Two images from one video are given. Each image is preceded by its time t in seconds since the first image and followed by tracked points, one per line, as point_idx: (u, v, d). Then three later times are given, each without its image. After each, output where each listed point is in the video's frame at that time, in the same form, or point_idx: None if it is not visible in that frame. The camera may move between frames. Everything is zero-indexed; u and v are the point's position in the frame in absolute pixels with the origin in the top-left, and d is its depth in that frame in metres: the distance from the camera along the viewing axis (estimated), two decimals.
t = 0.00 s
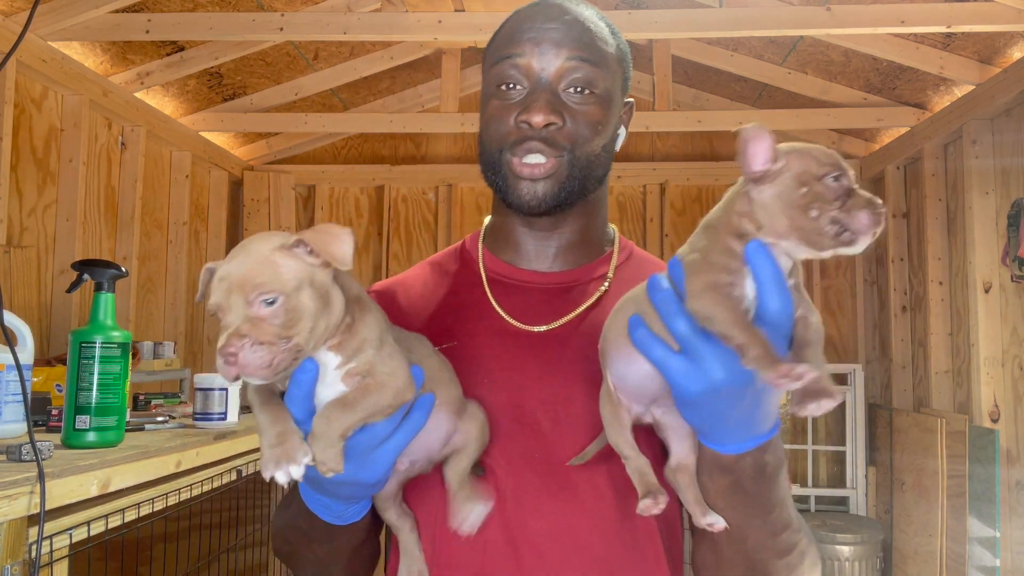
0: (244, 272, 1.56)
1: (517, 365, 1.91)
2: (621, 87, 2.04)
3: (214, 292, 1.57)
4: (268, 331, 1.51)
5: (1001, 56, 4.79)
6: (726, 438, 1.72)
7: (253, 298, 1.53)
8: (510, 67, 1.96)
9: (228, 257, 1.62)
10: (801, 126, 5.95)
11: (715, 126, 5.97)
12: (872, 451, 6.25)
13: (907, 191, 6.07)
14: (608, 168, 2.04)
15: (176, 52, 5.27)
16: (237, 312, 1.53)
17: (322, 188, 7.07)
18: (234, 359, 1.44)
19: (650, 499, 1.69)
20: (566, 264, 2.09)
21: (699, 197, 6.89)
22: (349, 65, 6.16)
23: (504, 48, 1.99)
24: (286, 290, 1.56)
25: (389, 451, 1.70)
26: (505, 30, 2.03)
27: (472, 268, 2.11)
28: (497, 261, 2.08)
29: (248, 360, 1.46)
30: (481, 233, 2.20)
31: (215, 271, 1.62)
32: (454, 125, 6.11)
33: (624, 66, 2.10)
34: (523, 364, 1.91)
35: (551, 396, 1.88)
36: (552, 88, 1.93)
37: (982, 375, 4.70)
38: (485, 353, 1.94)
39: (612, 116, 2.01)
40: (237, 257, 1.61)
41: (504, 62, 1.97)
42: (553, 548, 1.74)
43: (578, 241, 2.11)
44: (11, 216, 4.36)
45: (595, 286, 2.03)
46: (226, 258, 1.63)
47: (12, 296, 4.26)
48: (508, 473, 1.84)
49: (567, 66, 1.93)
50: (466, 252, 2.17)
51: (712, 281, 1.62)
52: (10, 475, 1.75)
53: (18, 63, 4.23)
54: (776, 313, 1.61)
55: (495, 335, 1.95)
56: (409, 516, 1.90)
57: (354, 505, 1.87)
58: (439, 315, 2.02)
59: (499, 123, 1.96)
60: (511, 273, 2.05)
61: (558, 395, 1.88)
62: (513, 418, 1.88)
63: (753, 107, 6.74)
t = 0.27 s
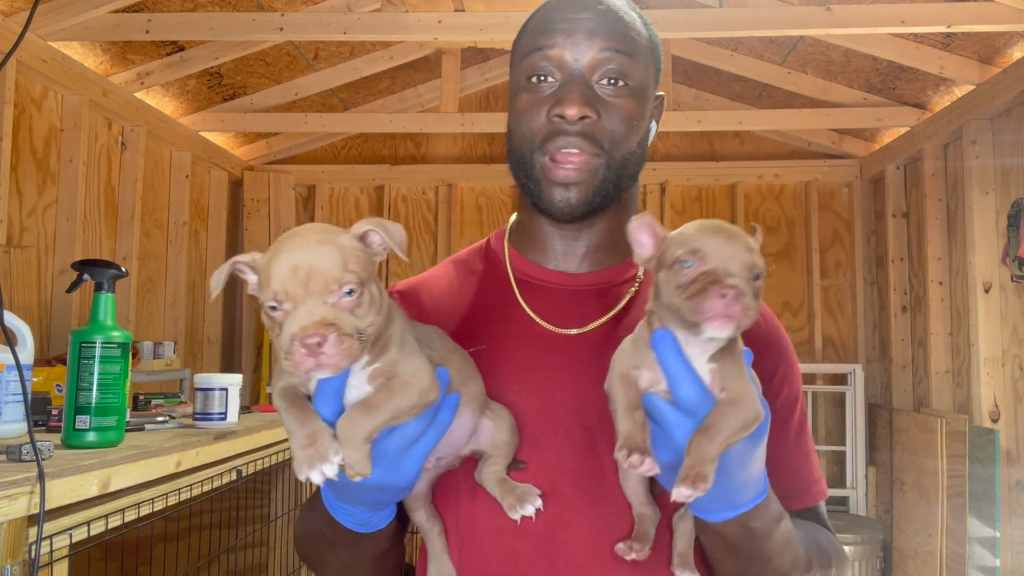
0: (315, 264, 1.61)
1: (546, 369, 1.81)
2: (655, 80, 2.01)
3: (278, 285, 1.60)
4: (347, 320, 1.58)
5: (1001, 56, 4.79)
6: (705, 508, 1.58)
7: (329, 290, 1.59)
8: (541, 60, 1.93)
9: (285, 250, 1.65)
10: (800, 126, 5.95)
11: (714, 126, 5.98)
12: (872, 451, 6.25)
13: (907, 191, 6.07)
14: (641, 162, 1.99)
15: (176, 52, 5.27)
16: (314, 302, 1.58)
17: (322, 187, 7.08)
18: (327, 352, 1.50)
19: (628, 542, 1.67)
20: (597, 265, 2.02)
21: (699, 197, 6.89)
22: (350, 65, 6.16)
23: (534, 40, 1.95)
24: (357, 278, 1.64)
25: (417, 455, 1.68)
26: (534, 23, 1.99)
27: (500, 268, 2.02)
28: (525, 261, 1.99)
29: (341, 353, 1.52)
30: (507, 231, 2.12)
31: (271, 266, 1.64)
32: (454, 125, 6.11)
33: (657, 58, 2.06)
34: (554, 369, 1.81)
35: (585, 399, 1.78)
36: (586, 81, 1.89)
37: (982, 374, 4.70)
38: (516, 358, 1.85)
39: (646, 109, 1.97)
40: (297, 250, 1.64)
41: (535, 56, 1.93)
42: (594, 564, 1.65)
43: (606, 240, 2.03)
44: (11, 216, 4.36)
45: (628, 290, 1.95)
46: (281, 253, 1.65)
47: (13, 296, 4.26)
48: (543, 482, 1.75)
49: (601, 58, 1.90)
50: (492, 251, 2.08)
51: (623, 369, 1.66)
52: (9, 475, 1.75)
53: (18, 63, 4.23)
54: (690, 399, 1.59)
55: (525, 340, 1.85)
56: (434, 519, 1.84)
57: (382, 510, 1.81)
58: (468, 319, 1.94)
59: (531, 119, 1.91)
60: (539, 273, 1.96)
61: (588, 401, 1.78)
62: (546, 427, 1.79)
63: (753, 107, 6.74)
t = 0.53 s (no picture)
0: (376, 239, 1.73)
1: (555, 374, 1.81)
2: (664, 76, 1.97)
3: (338, 257, 1.72)
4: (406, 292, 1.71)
5: (1002, 56, 4.79)
6: (694, 519, 1.60)
7: (391, 263, 1.72)
8: (547, 65, 1.89)
9: (342, 224, 1.76)
10: (800, 127, 5.95)
11: (714, 126, 5.98)
12: (872, 451, 6.25)
13: (907, 191, 6.07)
14: (654, 159, 1.97)
15: (176, 52, 5.27)
16: (377, 273, 1.70)
17: (322, 187, 7.08)
18: (392, 322, 1.63)
19: (622, 547, 1.65)
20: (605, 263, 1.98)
21: (699, 197, 6.89)
22: (350, 65, 6.16)
23: (539, 45, 1.91)
24: (410, 254, 1.77)
25: (443, 442, 1.70)
26: (536, 26, 1.95)
27: (507, 267, 2.00)
28: (533, 262, 1.97)
29: (404, 323, 1.65)
30: (516, 231, 2.09)
31: (328, 239, 1.75)
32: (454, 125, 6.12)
33: (663, 51, 2.02)
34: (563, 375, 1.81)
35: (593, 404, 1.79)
36: (596, 84, 1.86)
37: (982, 374, 4.70)
38: (524, 362, 1.84)
39: (656, 107, 1.94)
40: (354, 224, 1.75)
41: (541, 61, 1.89)
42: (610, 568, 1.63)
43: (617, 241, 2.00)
44: (11, 216, 4.36)
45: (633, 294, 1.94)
46: (338, 228, 1.76)
47: (13, 297, 4.25)
48: (551, 488, 1.75)
49: (609, 59, 1.86)
50: (501, 251, 2.06)
51: (594, 403, 1.65)
52: (9, 475, 1.76)
53: (19, 63, 4.23)
54: (652, 416, 1.61)
55: (533, 343, 1.84)
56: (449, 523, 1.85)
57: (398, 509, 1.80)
58: (478, 320, 1.94)
59: (543, 125, 1.88)
60: (546, 273, 1.94)
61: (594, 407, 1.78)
62: (555, 435, 1.79)
63: (753, 107, 6.74)
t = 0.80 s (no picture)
0: (389, 233, 1.78)
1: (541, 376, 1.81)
2: (649, 81, 1.93)
3: (353, 247, 1.76)
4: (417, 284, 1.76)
5: (1002, 56, 4.79)
6: (668, 512, 1.59)
7: (403, 256, 1.77)
8: (529, 69, 1.86)
9: (354, 216, 1.80)
10: (800, 127, 5.95)
11: (714, 126, 5.98)
12: (872, 451, 6.25)
13: (907, 191, 6.07)
14: (636, 166, 1.93)
15: (176, 52, 5.27)
16: (389, 267, 1.75)
17: (322, 187, 7.08)
18: (406, 313, 1.66)
19: (601, 542, 1.63)
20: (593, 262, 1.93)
21: (699, 197, 6.89)
22: (350, 65, 6.16)
23: (522, 49, 1.88)
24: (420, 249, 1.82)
25: (449, 433, 1.67)
26: (522, 28, 1.93)
27: (496, 266, 1.98)
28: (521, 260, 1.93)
29: (417, 315, 1.67)
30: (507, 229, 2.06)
31: (342, 230, 1.79)
32: (455, 125, 6.12)
33: (652, 55, 1.98)
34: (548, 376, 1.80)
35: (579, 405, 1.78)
36: (575, 90, 1.83)
37: (982, 374, 4.70)
38: (513, 365, 1.84)
39: (640, 114, 1.90)
40: (366, 215, 1.80)
41: (523, 65, 1.87)
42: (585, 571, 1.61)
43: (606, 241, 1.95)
44: (11, 216, 4.36)
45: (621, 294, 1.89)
46: (351, 219, 1.80)
47: (13, 297, 4.25)
48: (537, 489, 1.75)
49: (590, 65, 1.83)
50: (492, 250, 2.04)
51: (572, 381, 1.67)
52: (9, 475, 1.76)
53: (19, 63, 4.23)
54: (622, 393, 1.62)
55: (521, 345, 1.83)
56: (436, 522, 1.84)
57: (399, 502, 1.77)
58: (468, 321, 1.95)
59: (521, 130, 1.86)
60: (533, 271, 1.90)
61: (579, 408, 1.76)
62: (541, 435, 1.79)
63: (753, 107, 6.74)
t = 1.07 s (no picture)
0: (387, 263, 1.73)
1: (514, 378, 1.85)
2: (635, 85, 1.95)
3: (347, 276, 1.74)
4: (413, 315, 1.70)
5: (1002, 56, 4.79)
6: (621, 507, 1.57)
7: (399, 289, 1.72)
8: (525, 78, 1.83)
9: (352, 242, 1.78)
10: (801, 127, 5.95)
11: (714, 126, 5.98)
12: (872, 451, 6.25)
13: (907, 191, 6.07)
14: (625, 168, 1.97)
15: (176, 51, 5.27)
16: (384, 302, 1.70)
17: (322, 187, 7.08)
18: (401, 350, 1.60)
19: (561, 535, 1.63)
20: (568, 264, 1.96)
21: (699, 197, 6.89)
22: (350, 65, 6.16)
23: (516, 57, 1.85)
24: (420, 278, 1.76)
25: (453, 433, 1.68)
26: (511, 34, 1.88)
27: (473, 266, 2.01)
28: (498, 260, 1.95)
29: (413, 351, 1.61)
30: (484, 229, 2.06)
31: (339, 256, 1.77)
32: (454, 125, 6.11)
33: (632, 57, 1.98)
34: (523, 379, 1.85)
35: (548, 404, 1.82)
36: (573, 100, 1.83)
37: (982, 374, 4.70)
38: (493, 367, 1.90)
39: (629, 118, 1.92)
40: (364, 242, 1.77)
41: (519, 73, 1.84)
42: (546, 565, 1.61)
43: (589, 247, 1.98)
44: (11, 216, 4.36)
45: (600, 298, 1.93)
46: (349, 245, 1.78)
47: (13, 297, 4.25)
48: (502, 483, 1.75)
49: (587, 75, 1.82)
50: (469, 248, 2.06)
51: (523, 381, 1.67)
52: (9, 475, 1.75)
53: (18, 63, 4.23)
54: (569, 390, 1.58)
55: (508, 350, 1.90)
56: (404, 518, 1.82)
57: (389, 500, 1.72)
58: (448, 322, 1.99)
59: (523, 141, 1.84)
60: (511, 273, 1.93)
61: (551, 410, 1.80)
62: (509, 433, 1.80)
63: (752, 107, 6.74)
